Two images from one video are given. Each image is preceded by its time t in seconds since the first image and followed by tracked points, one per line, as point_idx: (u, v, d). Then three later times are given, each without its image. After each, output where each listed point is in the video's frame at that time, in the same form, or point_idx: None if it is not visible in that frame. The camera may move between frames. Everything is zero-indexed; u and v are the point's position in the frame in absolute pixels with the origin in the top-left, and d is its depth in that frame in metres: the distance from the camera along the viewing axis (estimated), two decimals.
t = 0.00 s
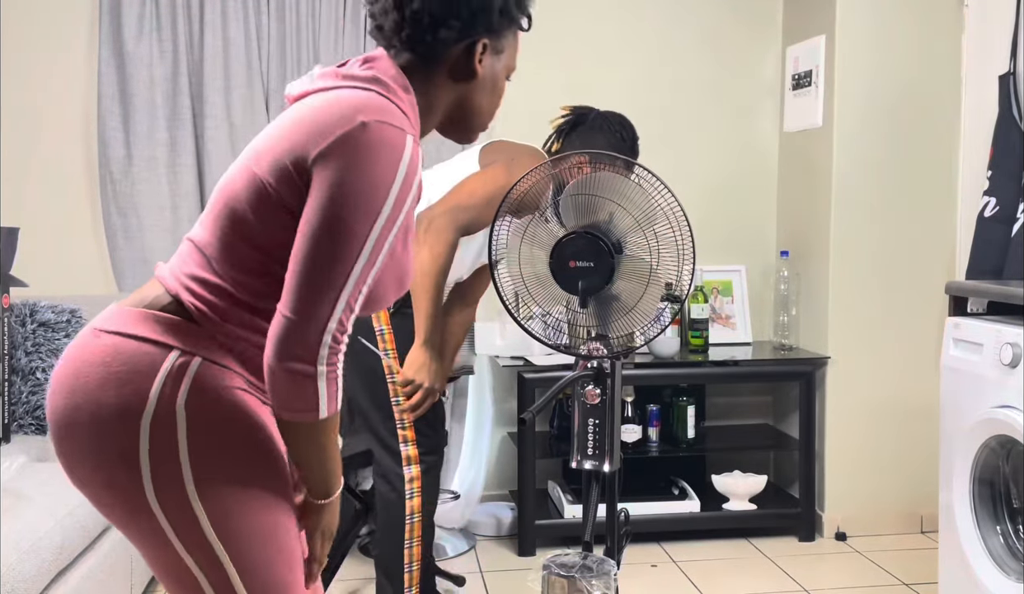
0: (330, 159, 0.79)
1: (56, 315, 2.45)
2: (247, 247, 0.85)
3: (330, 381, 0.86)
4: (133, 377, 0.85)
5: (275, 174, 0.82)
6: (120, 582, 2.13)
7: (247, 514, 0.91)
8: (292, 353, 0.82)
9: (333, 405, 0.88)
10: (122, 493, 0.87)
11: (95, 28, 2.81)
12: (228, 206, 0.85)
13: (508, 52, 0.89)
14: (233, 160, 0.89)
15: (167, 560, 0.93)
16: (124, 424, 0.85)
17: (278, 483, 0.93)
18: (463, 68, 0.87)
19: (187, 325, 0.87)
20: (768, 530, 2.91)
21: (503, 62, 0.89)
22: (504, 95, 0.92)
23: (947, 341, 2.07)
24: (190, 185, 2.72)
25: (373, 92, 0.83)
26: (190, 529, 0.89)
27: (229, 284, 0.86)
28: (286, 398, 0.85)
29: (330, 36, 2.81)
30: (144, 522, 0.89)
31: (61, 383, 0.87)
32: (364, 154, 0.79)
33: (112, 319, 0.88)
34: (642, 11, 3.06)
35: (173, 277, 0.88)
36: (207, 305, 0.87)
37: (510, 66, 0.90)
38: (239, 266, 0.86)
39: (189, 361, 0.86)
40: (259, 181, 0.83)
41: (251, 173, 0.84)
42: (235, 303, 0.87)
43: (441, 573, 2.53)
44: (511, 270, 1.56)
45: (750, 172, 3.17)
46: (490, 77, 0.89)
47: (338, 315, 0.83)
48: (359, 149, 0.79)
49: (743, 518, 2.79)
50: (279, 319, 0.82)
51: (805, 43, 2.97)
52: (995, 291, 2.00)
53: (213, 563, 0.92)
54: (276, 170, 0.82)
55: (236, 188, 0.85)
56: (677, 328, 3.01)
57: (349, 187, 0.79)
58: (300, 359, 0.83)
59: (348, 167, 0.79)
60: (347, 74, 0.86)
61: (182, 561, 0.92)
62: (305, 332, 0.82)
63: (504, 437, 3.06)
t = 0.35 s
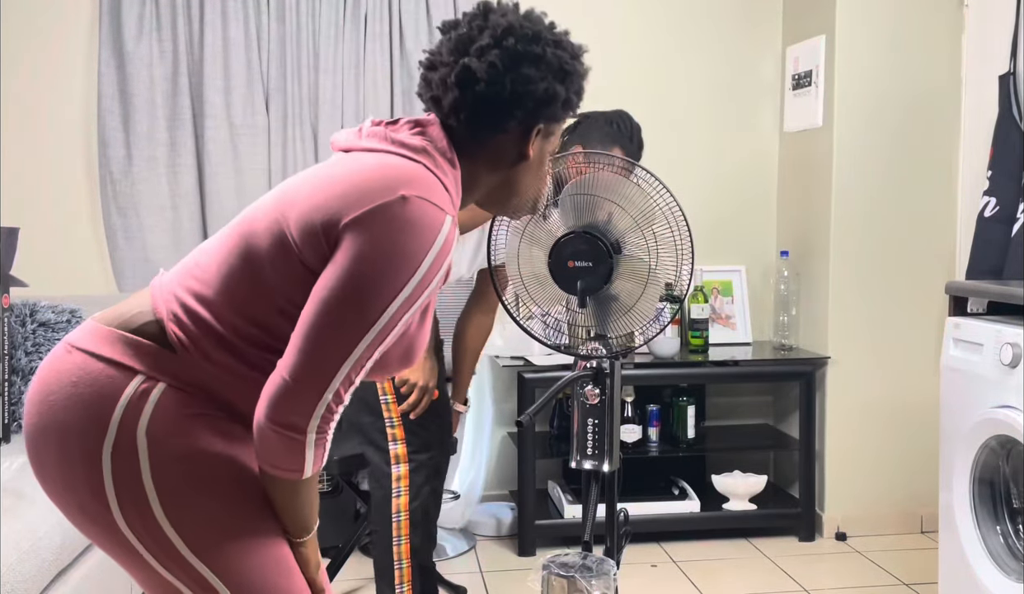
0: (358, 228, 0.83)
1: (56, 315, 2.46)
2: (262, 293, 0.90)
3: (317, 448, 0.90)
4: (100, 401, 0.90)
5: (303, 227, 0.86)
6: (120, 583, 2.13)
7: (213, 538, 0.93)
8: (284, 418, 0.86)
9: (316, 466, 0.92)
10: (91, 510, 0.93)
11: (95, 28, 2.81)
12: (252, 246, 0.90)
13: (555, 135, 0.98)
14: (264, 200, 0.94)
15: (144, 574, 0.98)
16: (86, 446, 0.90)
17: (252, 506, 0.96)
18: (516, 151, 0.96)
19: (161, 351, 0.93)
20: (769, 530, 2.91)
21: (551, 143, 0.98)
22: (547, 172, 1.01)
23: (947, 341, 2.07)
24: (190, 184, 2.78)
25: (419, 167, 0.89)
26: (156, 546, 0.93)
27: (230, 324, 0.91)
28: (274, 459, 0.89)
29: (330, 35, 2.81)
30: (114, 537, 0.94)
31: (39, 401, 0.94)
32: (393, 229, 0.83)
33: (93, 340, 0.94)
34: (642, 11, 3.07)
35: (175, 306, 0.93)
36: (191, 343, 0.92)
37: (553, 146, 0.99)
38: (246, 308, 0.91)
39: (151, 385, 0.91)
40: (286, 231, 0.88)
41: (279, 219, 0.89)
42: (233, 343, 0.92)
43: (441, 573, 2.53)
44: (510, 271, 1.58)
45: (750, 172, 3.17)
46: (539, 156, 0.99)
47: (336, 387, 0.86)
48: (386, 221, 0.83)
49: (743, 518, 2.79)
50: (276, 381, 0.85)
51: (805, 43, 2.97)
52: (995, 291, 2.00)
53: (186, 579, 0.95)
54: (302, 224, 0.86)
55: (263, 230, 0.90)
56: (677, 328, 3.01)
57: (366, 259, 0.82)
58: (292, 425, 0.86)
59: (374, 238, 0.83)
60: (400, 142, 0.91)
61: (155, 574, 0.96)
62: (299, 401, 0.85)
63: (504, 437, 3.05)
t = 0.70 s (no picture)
0: (361, 242, 0.83)
1: (56, 315, 2.46)
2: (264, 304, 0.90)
3: (310, 459, 0.91)
4: (94, 404, 0.90)
5: (305, 237, 0.86)
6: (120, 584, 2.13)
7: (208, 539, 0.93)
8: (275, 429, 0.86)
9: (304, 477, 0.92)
10: (87, 510, 0.93)
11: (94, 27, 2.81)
12: (256, 255, 0.90)
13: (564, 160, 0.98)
14: (270, 208, 0.94)
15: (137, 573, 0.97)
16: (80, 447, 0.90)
17: (244, 510, 0.95)
18: (522, 176, 0.96)
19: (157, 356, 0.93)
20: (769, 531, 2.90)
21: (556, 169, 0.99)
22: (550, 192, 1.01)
23: (947, 341, 2.07)
24: (190, 184, 2.78)
25: (425, 185, 0.89)
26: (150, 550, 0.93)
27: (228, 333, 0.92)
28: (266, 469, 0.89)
29: (330, 35, 2.80)
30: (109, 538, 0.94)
31: (33, 400, 0.94)
32: (397, 246, 0.83)
33: (88, 343, 0.94)
34: (642, 11, 3.06)
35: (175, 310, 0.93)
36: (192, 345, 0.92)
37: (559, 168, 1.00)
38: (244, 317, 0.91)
39: (144, 389, 0.91)
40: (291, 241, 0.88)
41: (283, 229, 0.89)
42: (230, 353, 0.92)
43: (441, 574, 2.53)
44: (510, 272, 1.58)
45: (750, 171, 3.17)
46: (545, 180, 1.00)
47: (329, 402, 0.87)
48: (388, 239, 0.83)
49: (743, 518, 2.79)
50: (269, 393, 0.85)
51: (805, 43, 2.97)
52: (995, 291, 2.00)
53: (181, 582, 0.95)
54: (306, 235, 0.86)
55: (268, 238, 0.90)
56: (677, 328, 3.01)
57: (366, 275, 0.82)
58: (283, 436, 0.87)
59: (378, 253, 0.83)
60: (409, 158, 0.92)
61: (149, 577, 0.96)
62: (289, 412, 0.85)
63: (504, 437, 3.05)
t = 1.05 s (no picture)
0: (383, 182, 0.84)
1: (56, 314, 2.47)
2: (293, 261, 0.88)
3: (383, 408, 0.92)
4: (159, 384, 0.87)
5: (321, 186, 0.86)
6: (120, 583, 2.13)
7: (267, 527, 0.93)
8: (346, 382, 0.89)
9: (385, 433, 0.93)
10: (146, 495, 0.90)
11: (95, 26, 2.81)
12: (272, 212, 0.88)
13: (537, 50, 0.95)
14: (272, 164, 0.91)
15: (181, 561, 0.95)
16: (147, 431, 0.87)
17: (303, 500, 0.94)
18: (498, 77, 0.95)
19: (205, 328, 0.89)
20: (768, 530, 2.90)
21: (531, 62, 0.96)
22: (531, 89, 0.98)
23: (947, 341, 2.07)
24: (190, 184, 2.78)
25: (418, 113, 0.87)
26: (211, 536, 0.91)
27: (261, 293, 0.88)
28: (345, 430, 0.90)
29: (330, 35, 2.80)
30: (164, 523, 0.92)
31: (87, 377, 0.90)
32: (416, 181, 0.84)
33: (133, 323, 0.90)
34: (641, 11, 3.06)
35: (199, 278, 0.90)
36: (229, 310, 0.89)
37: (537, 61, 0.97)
38: (276, 277, 0.88)
39: (210, 369, 0.88)
40: (305, 192, 0.86)
41: (293, 180, 0.87)
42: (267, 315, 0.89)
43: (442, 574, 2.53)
44: (511, 271, 1.58)
45: (750, 171, 3.17)
46: (523, 78, 0.97)
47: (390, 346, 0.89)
48: (409, 174, 0.84)
49: (743, 518, 2.79)
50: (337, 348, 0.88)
51: (805, 43, 2.97)
52: (995, 291, 2.00)
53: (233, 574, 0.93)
54: (321, 183, 0.85)
55: (278, 192, 0.88)
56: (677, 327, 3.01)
57: (398, 214, 0.84)
58: (352, 388, 0.89)
59: (401, 191, 0.84)
60: (395, 87, 0.90)
61: (197, 566, 0.94)
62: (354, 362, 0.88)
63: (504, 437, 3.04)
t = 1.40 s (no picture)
0: (438, 141, 0.92)
1: (56, 315, 2.47)
2: (372, 235, 0.95)
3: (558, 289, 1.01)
4: (297, 376, 0.94)
5: (376, 164, 0.93)
6: (120, 582, 2.13)
7: (383, 528, 1.00)
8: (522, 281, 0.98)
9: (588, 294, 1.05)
10: (278, 483, 0.95)
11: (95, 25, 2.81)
12: (334, 199, 0.95)
13: None
14: (305, 162, 0.98)
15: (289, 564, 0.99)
16: (284, 421, 0.94)
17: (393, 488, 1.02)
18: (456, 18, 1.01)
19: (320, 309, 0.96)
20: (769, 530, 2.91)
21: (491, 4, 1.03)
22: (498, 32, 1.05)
23: (947, 341, 2.07)
24: (190, 184, 2.78)
25: (427, 74, 0.95)
26: (334, 533, 0.97)
27: (345, 263, 0.96)
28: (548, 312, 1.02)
29: (330, 35, 2.80)
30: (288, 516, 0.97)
31: (220, 368, 0.94)
32: (460, 132, 0.92)
33: (249, 319, 0.95)
34: (641, 11, 3.07)
35: (276, 270, 0.97)
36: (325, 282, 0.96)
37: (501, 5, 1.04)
38: (365, 251, 0.96)
39: (338, 356, 0.96)
40: (363, 176, 0.94)
41: (345, 168, 0.94)
42: (359, 280, 0.97)
43: (442, 574, 2.54)
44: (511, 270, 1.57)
45: (750, 169, 3.17)
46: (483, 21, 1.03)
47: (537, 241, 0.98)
48: (457, 121, 0.92)
49: (743, 518, 2.79)
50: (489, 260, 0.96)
51: (805, 43, 2.97)
52: (995, 290, 2.00)
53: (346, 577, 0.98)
54: (376, 162, 0.93)
55: (331, 182, 0.94)
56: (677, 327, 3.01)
57: (469, 155, 0.92)
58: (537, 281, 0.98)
59: (457, 139, 0.92)
60: (382, 57, 0.97)
61: (309, 568, 0.98)
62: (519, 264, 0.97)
63: (503, 437, 3.03)
